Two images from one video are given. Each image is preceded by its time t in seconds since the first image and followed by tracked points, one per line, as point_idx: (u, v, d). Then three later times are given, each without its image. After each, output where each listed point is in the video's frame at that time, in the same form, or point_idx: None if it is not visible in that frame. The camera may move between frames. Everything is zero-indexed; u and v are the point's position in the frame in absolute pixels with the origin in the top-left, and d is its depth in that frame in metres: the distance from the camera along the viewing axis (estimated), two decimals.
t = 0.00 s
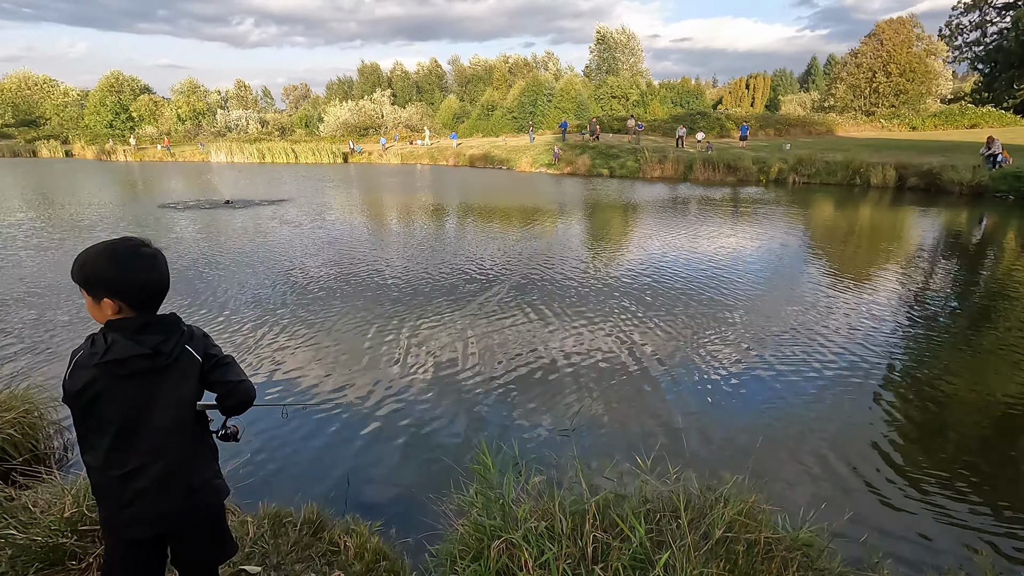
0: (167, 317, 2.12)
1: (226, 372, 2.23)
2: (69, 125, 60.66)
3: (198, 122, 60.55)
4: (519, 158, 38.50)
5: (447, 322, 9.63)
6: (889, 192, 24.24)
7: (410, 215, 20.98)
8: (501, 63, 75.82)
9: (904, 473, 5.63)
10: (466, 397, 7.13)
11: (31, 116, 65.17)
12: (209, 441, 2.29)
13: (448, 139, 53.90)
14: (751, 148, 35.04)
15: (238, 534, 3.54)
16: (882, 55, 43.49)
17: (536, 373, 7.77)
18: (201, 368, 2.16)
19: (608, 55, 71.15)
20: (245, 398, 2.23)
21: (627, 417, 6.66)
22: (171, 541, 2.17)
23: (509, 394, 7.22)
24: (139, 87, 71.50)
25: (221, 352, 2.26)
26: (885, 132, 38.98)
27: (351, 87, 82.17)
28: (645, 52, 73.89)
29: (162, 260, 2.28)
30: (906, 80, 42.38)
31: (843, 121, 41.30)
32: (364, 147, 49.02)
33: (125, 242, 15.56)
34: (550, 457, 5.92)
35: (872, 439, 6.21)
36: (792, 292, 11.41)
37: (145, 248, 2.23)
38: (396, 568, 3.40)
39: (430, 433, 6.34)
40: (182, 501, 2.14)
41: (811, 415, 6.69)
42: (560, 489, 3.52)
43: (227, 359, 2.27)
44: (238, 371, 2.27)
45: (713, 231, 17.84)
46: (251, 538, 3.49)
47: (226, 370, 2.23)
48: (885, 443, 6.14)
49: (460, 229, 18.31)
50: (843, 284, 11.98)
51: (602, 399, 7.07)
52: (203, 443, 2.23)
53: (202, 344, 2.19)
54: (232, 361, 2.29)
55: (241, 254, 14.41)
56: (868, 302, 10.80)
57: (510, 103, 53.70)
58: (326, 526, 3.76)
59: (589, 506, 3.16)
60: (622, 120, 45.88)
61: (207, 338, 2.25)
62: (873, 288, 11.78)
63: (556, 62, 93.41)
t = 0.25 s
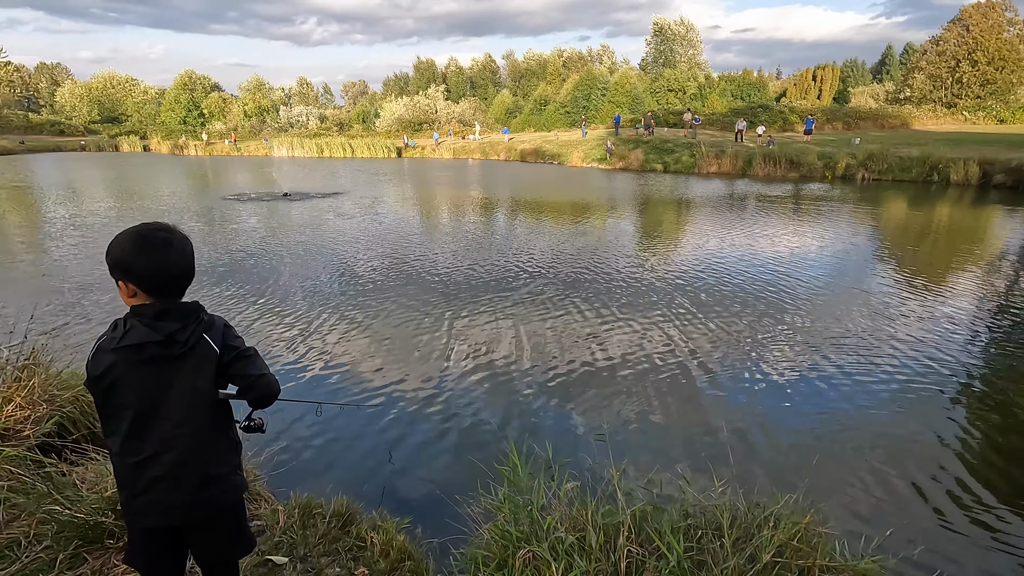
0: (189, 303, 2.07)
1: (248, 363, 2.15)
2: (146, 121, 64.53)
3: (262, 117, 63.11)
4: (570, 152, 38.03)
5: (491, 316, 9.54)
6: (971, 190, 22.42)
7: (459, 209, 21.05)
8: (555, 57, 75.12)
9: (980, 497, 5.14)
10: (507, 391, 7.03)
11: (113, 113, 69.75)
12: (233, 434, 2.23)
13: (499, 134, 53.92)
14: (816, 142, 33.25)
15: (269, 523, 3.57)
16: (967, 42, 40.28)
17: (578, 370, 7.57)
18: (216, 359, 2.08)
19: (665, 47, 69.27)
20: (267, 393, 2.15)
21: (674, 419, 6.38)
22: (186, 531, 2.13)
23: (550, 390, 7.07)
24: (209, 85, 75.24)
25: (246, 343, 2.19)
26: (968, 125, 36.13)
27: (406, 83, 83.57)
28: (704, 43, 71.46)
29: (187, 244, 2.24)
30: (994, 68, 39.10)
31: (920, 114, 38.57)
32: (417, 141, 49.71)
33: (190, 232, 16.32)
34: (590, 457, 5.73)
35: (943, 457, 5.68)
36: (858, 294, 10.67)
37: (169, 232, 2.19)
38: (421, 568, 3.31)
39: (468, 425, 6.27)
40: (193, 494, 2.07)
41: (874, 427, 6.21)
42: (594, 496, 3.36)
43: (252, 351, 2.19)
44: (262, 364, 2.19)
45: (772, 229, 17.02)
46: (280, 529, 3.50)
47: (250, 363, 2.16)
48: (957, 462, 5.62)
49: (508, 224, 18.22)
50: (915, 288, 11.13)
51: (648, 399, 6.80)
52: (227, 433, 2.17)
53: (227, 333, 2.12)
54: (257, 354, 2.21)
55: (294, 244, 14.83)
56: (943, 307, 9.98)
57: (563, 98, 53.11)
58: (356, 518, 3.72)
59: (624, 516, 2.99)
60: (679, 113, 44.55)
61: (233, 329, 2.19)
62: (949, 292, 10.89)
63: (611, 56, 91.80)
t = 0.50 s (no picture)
0: (169, 299, 1.96)
1: (235, 363, 2.04)
2: (192, 113, 66.52)
3: (301, 108, 64.24)
4: (605, 143, 37.35)
5: (517, 306, 9.36)
6: None
7: (491, 200, 20.87)
8: (592, 46, 73.88)
9: None
10: (530, 382, 6.83)
11: (161, 105, 72.13)
12: (222, 432, 2.15)
13: (534, 124, 53.43)
14: (865, 132, 31.73)
15: (277, 518, 3.52)
16: None
17: (605, 364, 7.32)
18: (199, 358, 1.97)
19: (706, 34, 67.23)
20: (257, 394, 2.04)
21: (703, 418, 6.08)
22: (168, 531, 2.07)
23: (575, 383, 6.85)
24: (251, 76, 76.96)
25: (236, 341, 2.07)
26: None
27: (442, 73, 83.65)
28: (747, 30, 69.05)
29: (159, 236, 1.98)
30: None
31: (980, 102, 36.35)
32: (451, 132, 49.72)
33: (228, 220, 16.65)
34: (613, 453, 5.49)
35: (997, 471, 5.24)
36: (908, 293, 10.04)
37: (130, 224, 1.95)
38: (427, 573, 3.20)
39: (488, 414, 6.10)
40: (173, 495, 1.99)
41: (919, 434, 5.81)
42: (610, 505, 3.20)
43: (242, 350, 2.08)
44: (254, 363, 2.09)
45: (814, 223, 16.30)
46: (287, 525, 3.44)
47: (240, 361, 2.05)
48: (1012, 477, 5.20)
49: (540, 215, 17.97)
50: (970, 286, 10.44)
51: (677, 397, 6.52)
52: (215, 432, 2.09)
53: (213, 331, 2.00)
54: (248, 353, 2.10)
55: (326, 233, 14.94)
56: (1001, 307, 9.33)
57: (599, 87, 52.19)
58: (363, 517, 3.63)
59: (641, 528, 2.82)
60: (719, 103, 43.22)
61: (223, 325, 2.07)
62: (1008, 292, 10.18)
63: (649, 44, 89.75)
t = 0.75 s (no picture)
0: (147, 288, 1.89)
1: (215, 358, 1.94)
2: (229, 106, 68.08)
3: (333, 101, 65.05)
4: (636, 136, 36.70)
5: (539, 300, 9.20)
6: None
7: (518, 193, 20.70)
8: (625, 37, 72.65)
9: None
10: (549, 377, 6.68)
11: (200, 98, 74.01)
12: (209, 428, 2.07)
13: (564, 117, 52.90)
14: (910, 123, 30.36)
15: (280, 511, 3.48)
16: None
17: (627, 361, 7.12)
18: (175, 350, 1.88)
19: (743, 24, 65.38)
20: (237, 390, 1.94)
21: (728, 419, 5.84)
22: (151, 526, 2.02)
23: (595, 379, 6.67)
24: (286, 69, 78.24)
25: (218, 335, 1.97)
26: None
27: (472, 65, 83.54)
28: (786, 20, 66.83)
29: (132, 223, 1.88)
30: None
31: None
32: (480, 124, 49.62)
33: (259, 210, 16.92)
34: (630, 451, 5.31)
35: None
36: (953, 292, 9.50)
37: (104, 210, 1.86)
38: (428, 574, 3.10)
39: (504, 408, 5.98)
40: (150, 491, 1.93)
41: (960, 442, 5.48)
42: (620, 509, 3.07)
43: (226, 345, 1.98)
44: (238, 357, 1.99)
45: (853, 219, 15.64)
46: (289, 519, 3.39)
47: (223, 356, 1.95)
48: None
49: (567, 208, 17.74)
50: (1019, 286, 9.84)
51: (701, 397, 6.28)
52: (197, 428, 2.01)
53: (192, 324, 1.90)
54: (232, 347, 1.99)
55: (353, 224, 15.02)
56: None
57: (631, 79, 51.29)
58: (367, 513, 3.55)
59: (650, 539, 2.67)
60: (754, 95, 41.97)
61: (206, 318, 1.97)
62: None
63: (683, 35, 87.78)
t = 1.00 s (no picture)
0: (126, 272, 1.81)
1: (196, 348, 1.85)
2: (265, 102, 69.46)
3: (364, 97, 65.75)
4: (667, 132, 36.00)
5: (560, 297, 9.04)
6: None
7: (544, 189, 20.47)
8: (658, 32, 71.42)
9: None
10: (566, 374, 6.52)
11: (237, 94, 75.73)
12: (193, 417, 1.98)
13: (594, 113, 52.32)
14: (956, 120, 29.05)
15: (281, 504, 3.43)
16: None
17: (647, 361, 6.91)
18: (155, 338, 1.80)
19: (780, 18, 63.61)
20: (218, 382, 1.87)
21: (752, 423, 5.59)
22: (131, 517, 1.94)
23: (613, 377, 6.48)
24: (319, 66, 79.42)
25: (201, 324, 1.88)
26: None
27: (502, 62, 83.38)
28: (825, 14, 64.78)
29: (109, 205, 1.80)
30: None
31: None
32: (509, 120, 49.46)
33: (287, 204, 17.13)
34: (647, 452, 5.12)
35: None
36: (999, 297, 8.99)
37: (81, 190, 1.79)
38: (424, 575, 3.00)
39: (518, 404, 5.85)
40: (129, 480, 1.85)
41: (1002, 454, 5.13)
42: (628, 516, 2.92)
43: (208, 335, 1.89)
44: (222, 348, 1.91)
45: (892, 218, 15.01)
46: (289, 512, 3.33)
47: (206, 347, 1.87)
48: None
49: (593, 205, 17.46)
50: None
51: (723, 399, 6.03)
52: (179, 418, 1.92)
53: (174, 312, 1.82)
54: (216, 337, 1.91)
55: (378, 217, 15.06)
56: None
57: (663, 74, 50.36)
58: (367, 509, 3.47)
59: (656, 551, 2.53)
60: (790, 91, 40.79)
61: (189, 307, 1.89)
62: None
63: (718, 29, 85.87)
